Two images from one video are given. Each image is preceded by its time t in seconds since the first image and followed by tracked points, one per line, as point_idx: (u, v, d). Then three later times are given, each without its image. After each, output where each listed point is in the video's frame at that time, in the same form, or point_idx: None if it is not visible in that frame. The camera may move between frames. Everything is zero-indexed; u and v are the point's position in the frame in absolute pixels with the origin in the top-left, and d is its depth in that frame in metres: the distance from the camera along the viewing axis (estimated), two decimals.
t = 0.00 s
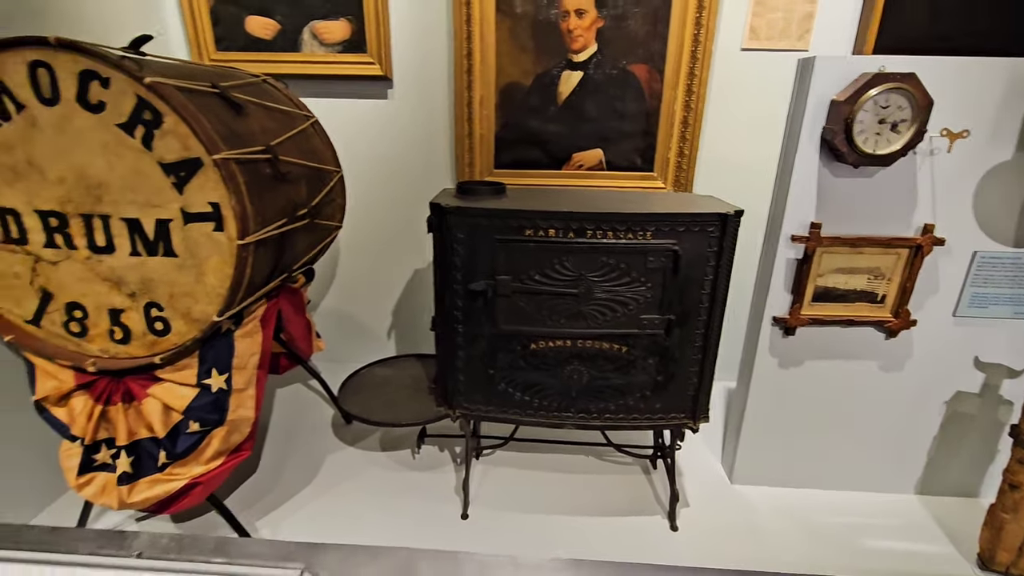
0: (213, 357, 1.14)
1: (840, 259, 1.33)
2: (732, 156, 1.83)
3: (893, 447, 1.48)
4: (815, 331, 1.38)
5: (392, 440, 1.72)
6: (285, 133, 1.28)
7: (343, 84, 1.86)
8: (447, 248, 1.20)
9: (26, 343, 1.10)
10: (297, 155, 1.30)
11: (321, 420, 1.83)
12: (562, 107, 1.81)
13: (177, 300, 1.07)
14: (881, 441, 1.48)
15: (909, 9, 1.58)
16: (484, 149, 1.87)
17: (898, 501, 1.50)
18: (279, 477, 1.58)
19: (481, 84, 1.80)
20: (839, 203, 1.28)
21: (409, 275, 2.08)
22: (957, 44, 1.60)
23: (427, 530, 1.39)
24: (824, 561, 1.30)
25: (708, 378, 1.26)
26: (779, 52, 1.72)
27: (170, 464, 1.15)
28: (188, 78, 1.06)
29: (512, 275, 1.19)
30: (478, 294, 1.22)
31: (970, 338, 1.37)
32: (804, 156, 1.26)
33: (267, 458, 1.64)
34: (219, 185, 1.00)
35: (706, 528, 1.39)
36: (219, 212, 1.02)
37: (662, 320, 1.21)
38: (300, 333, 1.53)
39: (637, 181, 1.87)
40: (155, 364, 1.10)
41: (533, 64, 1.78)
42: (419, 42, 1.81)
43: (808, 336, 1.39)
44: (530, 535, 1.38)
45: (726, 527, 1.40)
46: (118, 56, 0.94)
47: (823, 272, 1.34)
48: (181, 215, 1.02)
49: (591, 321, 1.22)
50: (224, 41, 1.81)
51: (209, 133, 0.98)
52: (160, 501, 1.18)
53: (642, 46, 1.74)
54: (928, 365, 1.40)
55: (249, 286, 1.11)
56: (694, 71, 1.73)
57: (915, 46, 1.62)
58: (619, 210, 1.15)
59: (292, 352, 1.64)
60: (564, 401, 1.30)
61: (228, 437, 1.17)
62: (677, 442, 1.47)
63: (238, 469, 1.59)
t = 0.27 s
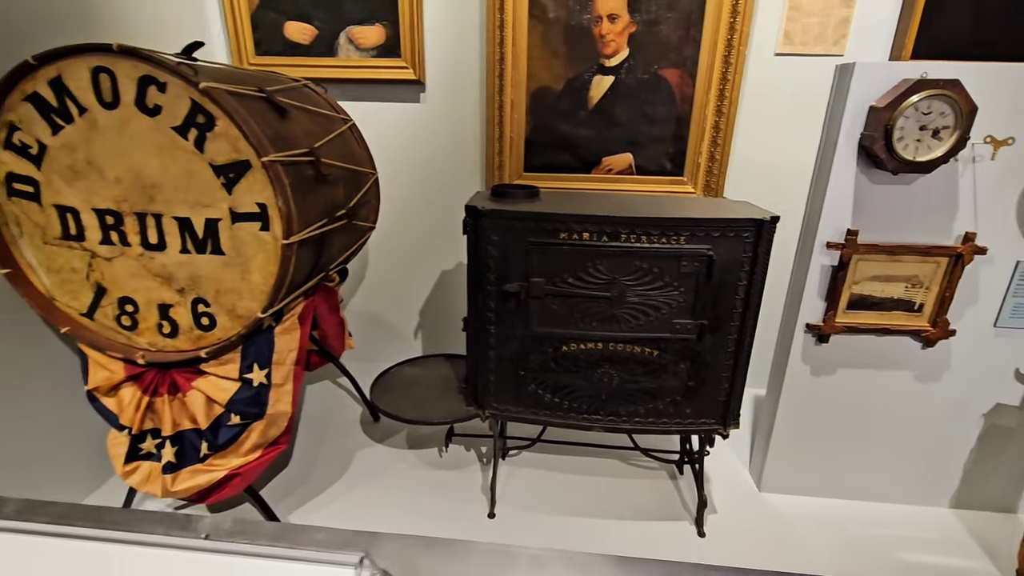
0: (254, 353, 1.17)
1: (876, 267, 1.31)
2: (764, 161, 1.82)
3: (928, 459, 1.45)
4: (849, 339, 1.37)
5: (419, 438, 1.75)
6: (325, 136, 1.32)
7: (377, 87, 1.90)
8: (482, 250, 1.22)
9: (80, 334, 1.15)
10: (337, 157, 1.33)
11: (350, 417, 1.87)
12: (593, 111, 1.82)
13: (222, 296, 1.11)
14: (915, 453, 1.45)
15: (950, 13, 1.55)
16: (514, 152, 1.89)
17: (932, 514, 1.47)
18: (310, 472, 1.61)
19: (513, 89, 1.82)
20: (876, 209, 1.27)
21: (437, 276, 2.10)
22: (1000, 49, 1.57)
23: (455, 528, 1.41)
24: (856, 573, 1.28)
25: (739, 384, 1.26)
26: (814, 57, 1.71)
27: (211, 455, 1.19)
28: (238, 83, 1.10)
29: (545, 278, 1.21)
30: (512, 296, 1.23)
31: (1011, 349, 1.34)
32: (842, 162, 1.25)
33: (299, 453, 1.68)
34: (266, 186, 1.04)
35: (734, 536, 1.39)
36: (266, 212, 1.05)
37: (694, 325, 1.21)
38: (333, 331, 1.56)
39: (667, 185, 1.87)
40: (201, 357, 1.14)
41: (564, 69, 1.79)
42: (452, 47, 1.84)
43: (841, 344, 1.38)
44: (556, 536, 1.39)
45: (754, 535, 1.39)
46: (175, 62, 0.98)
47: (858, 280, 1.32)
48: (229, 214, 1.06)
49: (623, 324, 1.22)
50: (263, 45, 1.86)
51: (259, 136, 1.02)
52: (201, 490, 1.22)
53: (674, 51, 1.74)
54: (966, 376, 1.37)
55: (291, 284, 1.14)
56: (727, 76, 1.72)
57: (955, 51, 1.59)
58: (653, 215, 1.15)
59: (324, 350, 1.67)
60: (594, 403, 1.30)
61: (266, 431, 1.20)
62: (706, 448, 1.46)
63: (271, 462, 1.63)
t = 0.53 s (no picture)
0: (289, 348, 1.20)
1: (906, 273, 1.30)
2: (790, 166, 1.82)
3: (956, 468, 1.43)
4: (877, 345, 1.36)
5: (442, 436, 1.77)
6: (359, 139, 1.35)
7: (405, 90, 1.93)
8: (510, 252, 1.23)
9: (124, 328, 1.19)
10: (370, 159, 1.36)
11: (374, 415, 1.90)
12: (618, 115, 1.83)
13: (260, 294, 1.15)
14: (944, 461, 1.43)
15: (984, 18, 1.54)
16: (539, 155, 1.91)
17: (960, 525, 1.45)
18: (337, 467, 1.65)
19: (539, 92, 1.84)
20: (907, 215, 1.26)
21: (460, 276, 2.13)
22: None
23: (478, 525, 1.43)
24: None
25: (765, 388, 1.26)
26: (843, 61, 1.70)
27: (245, 448, 1.22)
28: (278, 87, 1.13)
29: (573, 279, 1.22)
30: (539, 297, 1.25)
31: None
32: (872, 168, 1.25)
33: (325, 449, 1.72)
34: (306, 187, 1.07)
35: (757, 540, 1.39)
36: (304, 212, 1.09)
37: (721, 329, 1.22)
38: (361, 330, 1.60)
39: (691, 189, 1.88)
40: (238, 352, 1.18)
41: (590, 73, 1.81)
42: (480, 50, 1.87)
43: (869, 350, 1.37)
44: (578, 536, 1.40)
45: (777, 541, 1.38)
46: (221, 67, 1.01)
47: (887, 286, 1.31)
48: (269, 214, 1.09)
49: (650, 327, 1.23)
50: (295, 49, 1.90)
51: (299, 138, 1.05)
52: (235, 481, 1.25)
53: (701, 55, 1.74)
54: (997, 385, 1.35)
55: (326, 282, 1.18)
56: (754, 80, 1.72)
57: (989, 55, 1.57)
58: (682, 218, 1.16)
59: (350, 348, 1.71)
60: (619, 405, 1.32)
61: (298, 425, 1.24)
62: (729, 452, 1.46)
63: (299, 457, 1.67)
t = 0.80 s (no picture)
0: (315, 343, 1.22)
1: (930, 276, 1.30)
2: (810, 168, 1.81)
3: (979, 473, 1.42)
4: (899, 348, 1.36)
5: (459, 433, 1.79)
6: (385, 138, 1.37)
7: (426, 91, 1.96)
8: (533, 250, 1.25)
9: (157, 321, 1.22)
10: (395, 158, 1.38)
11: (392, 411, 1.92)
12: (638, 116, 1.84)
13: (289, 289, 1.17)
14: (966, 466, 1.42)
15: (1010, 20, 1.53)
16: (558, 155, 1.92)
17: (982, 530, 1.44)
18: (356, 461, 1.67)
19: (559, 93, 1.85)
20: (932, 218, 1.26)
21: (477, 275, 2.15)
22: None
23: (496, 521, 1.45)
24: None
25: (786, 390, 1.26)
26: (866, 63, 1.69)
27: (271, 440, 1.25)
28: (309, 86, 1.15)
29: (596, 279, 1.23)
30: (561, 296, 1.26)
31: None
32: (897, 170, 1.24)
33: (345, 443, 1.74)
34: (335, 185, 1.09)
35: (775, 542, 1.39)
36: (333, 209, 1.11)
37: (743, 330, 1.22)
38: (381, 327, 1.62)
39: (710, 191, 1.88)
40: (266, 346, 1.20)
41: (610, 74, 1.81)
42: (501, 51, 1.88)
43: (891, 353, 1.36)
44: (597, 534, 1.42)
45: (796, 543, 1.38)
46: (256, 67, 1.04)
47: (910, 289, 1.31)
48: (299, 211, 1.11)
49: (671, 327, 1.24)
50: (319, 49, 1.93)
51: (330, 137, 1.07)
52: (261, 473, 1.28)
53: (722, 56, 1.74)
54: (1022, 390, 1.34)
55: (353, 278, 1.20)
56: (775, 82, 1.72)
57: (1015, 58, 1.56)
58: (705, 219, 1.17)
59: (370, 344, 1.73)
60: (638, 404, 1.32)
61: (323, 418, 1.26)
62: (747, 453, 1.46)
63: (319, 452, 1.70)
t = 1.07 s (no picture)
0: (335, 339, 1.24)
1: (946, 278, 1.30)
2: (824, 170, 1.82)
3: (993, 476, 1.42)
4: (914, 350, 1.36)
5: (472, 431, 1.81)
6: (404, 138, 1.39)
7: (441, 92, 1.98)
8: (550, 250, 1.26)
9: (181, 316, 1.25)
10: (414, 157, 1.41)
11: (406, 408, 1.94)
12: (651, 117, 1.85)
13: (311, 285, 1.20)
14: (980, 469, 1.43)
15: None
16: (572, 156, 1.94)
17: (996, 533, 1.44)
18: (371, 457, 1.70)
19: (573, 94, 1.87)
20: (947, 220, 1.26)
21: (490, 274, 2.17)
22: None
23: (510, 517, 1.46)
24: None
25: (800, 389, 1.27)
26: (881, 65, 1.69)
27: (291, 433, 1.27)
28: (332, 87, 1.18)
29: (612, 278, 1.25)
30: (578, 294, 1.28)
31: None
32: (913, 172, 1.25)
33: (360, 439, 1.76)
34: (358, 184, 1.11)
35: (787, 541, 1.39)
36: (355, 208, 1.13)
37: (758, 330, 1.23)
38: (397, 324, 1.64)
39: (723, 192, 1.89)
40: (287, 341, 1.22)
41: (625, 75, 1.83)
42: (516, 53, 1.90)
43: (905, 355, 1.37)
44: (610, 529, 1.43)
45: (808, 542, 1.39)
46: (282, 68, 1.06)
47: (925, 291, 1.31)
48: (322, 209, 1.14)
49: (686, 326, 1.25)
50: (337, 51, 1.95)
51: (353, 136, 1.09)
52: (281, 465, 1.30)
53: (736, 58, 1.75)
54: None
55: (373, 275, 1.22)
56: (789, 84, 1.73)
57: None
58: (721, 220, 1.18)
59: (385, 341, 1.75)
60: (652, 402, 1.34)
61: (341, 413, 1.28)
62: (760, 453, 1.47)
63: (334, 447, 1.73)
